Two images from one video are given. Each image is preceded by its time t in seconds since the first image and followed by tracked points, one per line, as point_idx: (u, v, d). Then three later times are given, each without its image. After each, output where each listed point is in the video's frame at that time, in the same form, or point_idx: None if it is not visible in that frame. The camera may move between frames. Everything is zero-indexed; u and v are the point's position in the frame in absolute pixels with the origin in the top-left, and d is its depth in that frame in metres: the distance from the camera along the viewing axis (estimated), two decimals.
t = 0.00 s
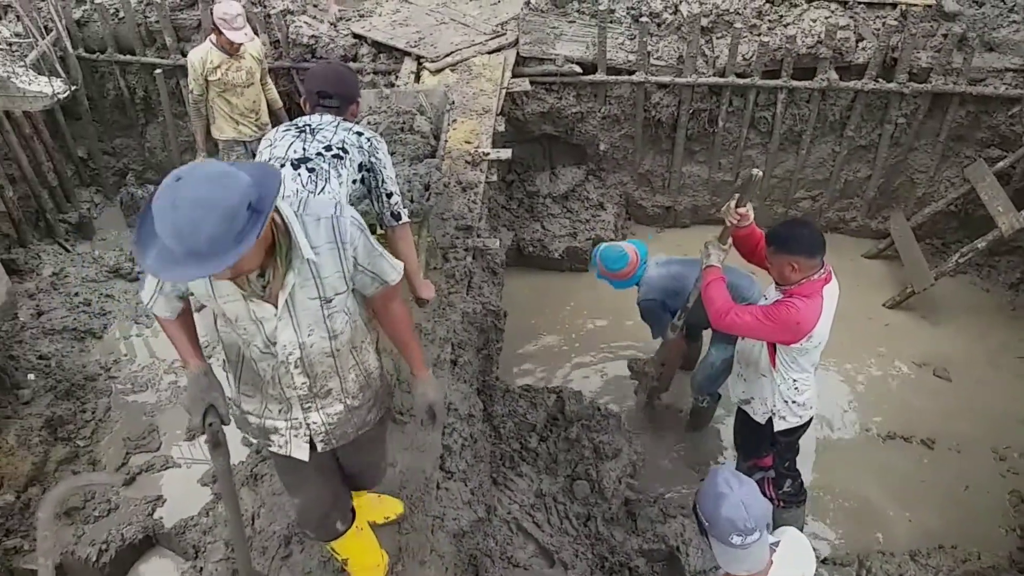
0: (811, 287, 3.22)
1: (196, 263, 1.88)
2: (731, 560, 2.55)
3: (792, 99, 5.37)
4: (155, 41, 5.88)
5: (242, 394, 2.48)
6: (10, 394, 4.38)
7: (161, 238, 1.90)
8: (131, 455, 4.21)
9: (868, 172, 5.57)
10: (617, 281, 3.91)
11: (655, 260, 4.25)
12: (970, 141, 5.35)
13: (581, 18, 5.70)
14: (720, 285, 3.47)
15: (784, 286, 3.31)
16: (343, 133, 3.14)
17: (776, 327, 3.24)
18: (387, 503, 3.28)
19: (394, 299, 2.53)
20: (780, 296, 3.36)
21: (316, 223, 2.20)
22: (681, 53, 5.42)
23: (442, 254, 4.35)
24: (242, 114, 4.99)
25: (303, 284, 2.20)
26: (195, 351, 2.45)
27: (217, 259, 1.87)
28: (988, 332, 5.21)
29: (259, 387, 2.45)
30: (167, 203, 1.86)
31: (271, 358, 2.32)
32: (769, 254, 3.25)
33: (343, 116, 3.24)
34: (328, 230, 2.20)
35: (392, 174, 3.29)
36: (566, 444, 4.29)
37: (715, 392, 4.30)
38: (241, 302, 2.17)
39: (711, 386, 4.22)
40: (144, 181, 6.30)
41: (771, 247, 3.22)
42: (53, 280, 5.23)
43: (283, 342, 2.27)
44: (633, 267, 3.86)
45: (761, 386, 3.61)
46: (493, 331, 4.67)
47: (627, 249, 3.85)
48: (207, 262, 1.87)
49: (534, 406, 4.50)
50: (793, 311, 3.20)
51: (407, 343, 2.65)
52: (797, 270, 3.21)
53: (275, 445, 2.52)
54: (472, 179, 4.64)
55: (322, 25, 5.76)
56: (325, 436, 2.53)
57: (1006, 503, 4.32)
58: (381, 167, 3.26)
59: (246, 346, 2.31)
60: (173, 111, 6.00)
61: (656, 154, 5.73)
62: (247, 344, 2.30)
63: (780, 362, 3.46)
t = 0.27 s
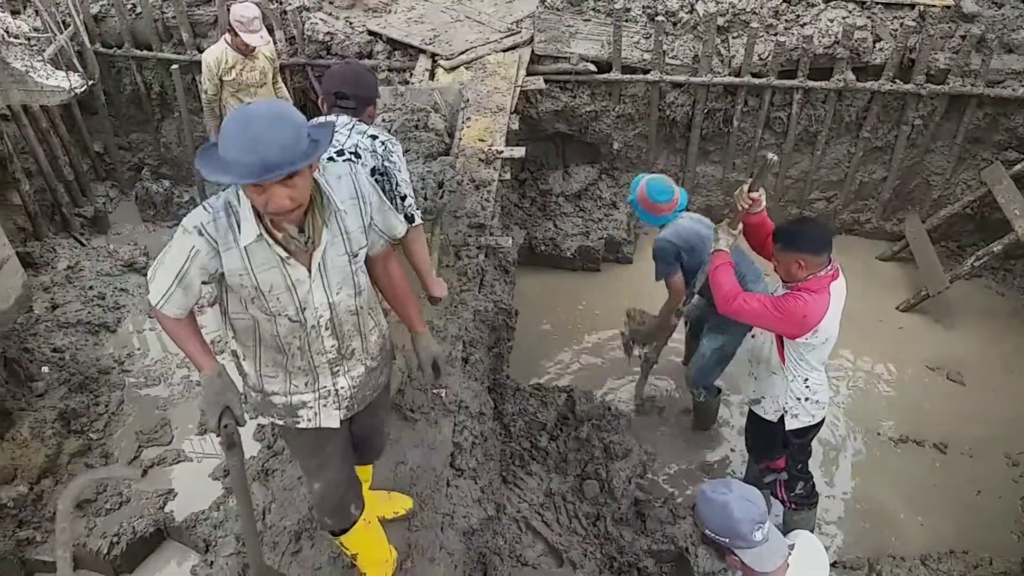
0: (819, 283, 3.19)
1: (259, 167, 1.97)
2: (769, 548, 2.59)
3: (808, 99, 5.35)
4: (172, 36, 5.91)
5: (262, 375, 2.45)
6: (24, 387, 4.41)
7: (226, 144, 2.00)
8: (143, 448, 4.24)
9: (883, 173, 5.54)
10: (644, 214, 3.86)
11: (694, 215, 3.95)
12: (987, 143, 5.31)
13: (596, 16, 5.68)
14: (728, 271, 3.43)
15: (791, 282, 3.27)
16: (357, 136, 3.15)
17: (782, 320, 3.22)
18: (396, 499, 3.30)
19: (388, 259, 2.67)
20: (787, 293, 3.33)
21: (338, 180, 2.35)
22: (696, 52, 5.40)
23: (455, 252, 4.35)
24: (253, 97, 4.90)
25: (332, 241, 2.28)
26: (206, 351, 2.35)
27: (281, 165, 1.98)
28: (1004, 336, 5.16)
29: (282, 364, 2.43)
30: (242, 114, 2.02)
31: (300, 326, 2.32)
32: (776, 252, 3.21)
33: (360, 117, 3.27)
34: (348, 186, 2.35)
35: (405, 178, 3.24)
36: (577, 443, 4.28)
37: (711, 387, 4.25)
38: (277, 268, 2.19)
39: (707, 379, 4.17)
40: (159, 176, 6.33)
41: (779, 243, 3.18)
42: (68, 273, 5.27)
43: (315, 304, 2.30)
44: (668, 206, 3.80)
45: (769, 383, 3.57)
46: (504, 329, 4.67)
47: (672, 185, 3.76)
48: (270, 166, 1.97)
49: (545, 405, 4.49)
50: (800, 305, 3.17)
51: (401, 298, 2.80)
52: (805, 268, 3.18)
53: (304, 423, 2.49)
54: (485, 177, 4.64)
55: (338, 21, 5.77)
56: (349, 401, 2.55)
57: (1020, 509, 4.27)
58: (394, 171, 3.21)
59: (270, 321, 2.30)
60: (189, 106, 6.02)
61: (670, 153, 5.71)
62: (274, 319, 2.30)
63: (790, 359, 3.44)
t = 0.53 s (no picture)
0: (815, 282, 3.16)
1: (284, 115, 1.99)
2: (774, 557, 2.48)
3: (821, 102, 5.32)
4: (184, 34, 5.92)
5: (276, 362, 2.43)
6: (34, 383, 4.41)
7: (249, 97, 2.01)
8: (152, 446, 4.24)
9: (896, 177, 5.50)
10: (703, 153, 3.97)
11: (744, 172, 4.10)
12: (1002, 147, 5.26)
13: (608, 16, 5.66)
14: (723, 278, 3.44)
15: (791, 281, 3.26)
16: (367, 141, 3.20)
17: (773, 323, 3.21)
18: (404, 499, 3.30)
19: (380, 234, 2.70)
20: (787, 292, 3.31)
21: (345, 156, 2.35)
22: (709, 54, 5.37)
23: (464, 252, 4.34)
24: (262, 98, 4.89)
25: (344, 217, 2.28)
26: (219, 344, 2.28)
27: (304, 114, 2.00)
28: (1017, 342, 5.11)
29: (295, 351, 2.42)
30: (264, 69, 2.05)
31: (315, 305, 2.32)
32: (774, 250, 3.21)
33: (372, 120, 3.29)
34: (355, 161, 2.33)
35: (416, 182, 3.18)
36: (585, 446, 4.26)
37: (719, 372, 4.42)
38: (294, 244, 2.19)
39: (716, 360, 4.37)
40: (169, 174, 6.34)
41: (778, 243, 3.18)
42: (79, 270, 5.28)
43: (330, 281, 2.30)
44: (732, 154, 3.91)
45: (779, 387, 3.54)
46: (513, 330, 4.65)
47: (741, 138, 3.88)
48: (294, 115, 1.99)
49: (553, 407, 4.47)
50: (785, 305, 3.17)
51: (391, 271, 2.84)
52: (803, 266, 3.16)
53: (319, 407, 2.49)
54: (495, 178, 4.62)
55: (349, 20, 5.76)
56: (362, 381, 2.55)
57: None
58: (404, 175, 3.17)
59: (284, 303, 2.28)
60: (200, 105, 6.03)
61: (681, 155, 5.68)
62: (289, 302, 2.28)
63: (794, 360, 3.41)
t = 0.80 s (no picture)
0: (832, 283, 3.17)
1: (318, 93, 2.03)
2: (782, 568, 2.53)
3: (836, 105, 5.33)
4: (203, 32, 5.98)
5: (293, 356, 2.47)
6: (53, 375, 4.47)
7: (281, 79, 2.04)
8: (168, 439, 4.30)
9: (911, 181, 5.50)
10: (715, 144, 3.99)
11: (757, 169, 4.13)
12: (1018, 152, 5.25)
13: (623, 19, 5.58)
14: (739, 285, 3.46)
15: (808, 282, 3.26)
16: (384, 140, 3.22)
17: (795, 327, 3.21)
18: (417, 496, 3.33)
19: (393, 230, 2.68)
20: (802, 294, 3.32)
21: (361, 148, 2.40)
22: (724, 56, 5.39)
23: (478, 251, 4.38)
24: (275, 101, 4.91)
25: (358, 208, 2.32)
26: (238, 337, 2.31)
27: (338, 92, 2.06)
28: None
29: (311, 346, 2.45)
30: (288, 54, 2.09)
31: (331, 296, 2.35)
32: (791, 251, 3.22)
33: (390, 120, 3.33)
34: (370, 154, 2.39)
35: (432, 183, 3.24)
36: (597, 445, 4.28)
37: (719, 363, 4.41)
38: (310, 233, 2.22)
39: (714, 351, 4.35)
40: (186, 171, 6.41)
41: (795, 243, 3.19)
42: (98, 265, 5.35)
43: (344, 272, 2.33)
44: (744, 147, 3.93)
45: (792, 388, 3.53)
46: (525, 329, 4.67)
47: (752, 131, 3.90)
48: (329, 92, 2.04)
49: (565, 406, 4.49)
50: (805, 312, 3.19)
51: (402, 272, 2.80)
52: (821, 266, 3.16)
53: (334, 405, 2.50)
54: (509, 178, 4.65)
55: (366, 21, 5.80)
56: (374, 375, 2.57)
57: None
58: (421, 175, 3.23)
59: (300, 295, 2.32)
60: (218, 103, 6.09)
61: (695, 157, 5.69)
62: (303, 293, 2.31)
63: (809, 362, 3.42)
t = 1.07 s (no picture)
0: (860, 291, 3.13)
1: (362, 98, 2.05)
2: None
3: (862, 111, 5.28)
4: (227, 32, 6.02)
5: (320, 374, 2.47)
6: (74, 371, 4.51)
7: (321, 88, 2.02)
8: (187, 436, 4.33)
9: (937, 189, 5.44)
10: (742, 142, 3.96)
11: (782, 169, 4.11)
12: None
13: (647, 22, 5.64)
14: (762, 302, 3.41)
15: (833, 291, 3.22)
16: (406, 141, 3.26)
17: (825, 335, 3.15)
18: (434, 498, 3.32)
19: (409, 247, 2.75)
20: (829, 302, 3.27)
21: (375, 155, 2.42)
22: (748, 61, 5.34)
23: (498, 254, 4.38)
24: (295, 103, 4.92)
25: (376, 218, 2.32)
26: (255, 355, 2.30)
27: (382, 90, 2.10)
28: None
29: (339, 362, 2.45)
30: (314, 63, 2.08)
31: (356, 312, 2.35)
32: (817, 259, 3.17)
33: (412, 121, 3.32)
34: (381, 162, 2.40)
35: (453, 184, 3.28)
36: (614, 451, 4.26)
37: (739, 364, 4.35)
38: (332, 250, 2.22)
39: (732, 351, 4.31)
40: (209, 170, 6.45)
41: (821, 251, 3.15)
42: (120, 262, 5.40)
43: (368, 285, 2.33)
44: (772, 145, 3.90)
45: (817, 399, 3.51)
46: (544, 333, 4.65)
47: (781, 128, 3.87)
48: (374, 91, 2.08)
49: (583, 411, 4.47)
50: (832, 320, 3.13)
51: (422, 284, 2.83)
52: (847, 275, 3.12)
53: (362, 420, 2.50)
54: (530, 181, 4.63)
55: (389, 22, 5.81)
56: (401, 386, 2.58)
57: None
58: (443, 175, 3.27)
59: (326, 313, 2.31)
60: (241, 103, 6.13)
61: (717, 162, 5.65)
62: (329, 311, 2.31)
63: (836, 372, 3.37)
